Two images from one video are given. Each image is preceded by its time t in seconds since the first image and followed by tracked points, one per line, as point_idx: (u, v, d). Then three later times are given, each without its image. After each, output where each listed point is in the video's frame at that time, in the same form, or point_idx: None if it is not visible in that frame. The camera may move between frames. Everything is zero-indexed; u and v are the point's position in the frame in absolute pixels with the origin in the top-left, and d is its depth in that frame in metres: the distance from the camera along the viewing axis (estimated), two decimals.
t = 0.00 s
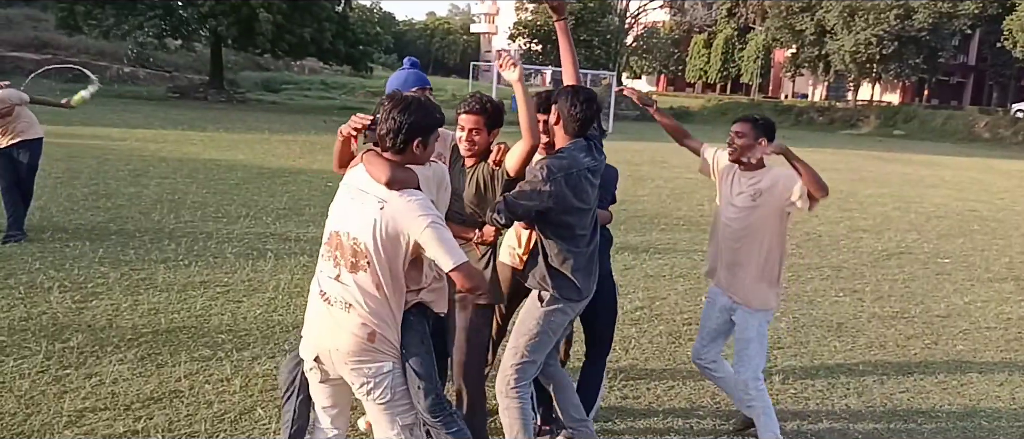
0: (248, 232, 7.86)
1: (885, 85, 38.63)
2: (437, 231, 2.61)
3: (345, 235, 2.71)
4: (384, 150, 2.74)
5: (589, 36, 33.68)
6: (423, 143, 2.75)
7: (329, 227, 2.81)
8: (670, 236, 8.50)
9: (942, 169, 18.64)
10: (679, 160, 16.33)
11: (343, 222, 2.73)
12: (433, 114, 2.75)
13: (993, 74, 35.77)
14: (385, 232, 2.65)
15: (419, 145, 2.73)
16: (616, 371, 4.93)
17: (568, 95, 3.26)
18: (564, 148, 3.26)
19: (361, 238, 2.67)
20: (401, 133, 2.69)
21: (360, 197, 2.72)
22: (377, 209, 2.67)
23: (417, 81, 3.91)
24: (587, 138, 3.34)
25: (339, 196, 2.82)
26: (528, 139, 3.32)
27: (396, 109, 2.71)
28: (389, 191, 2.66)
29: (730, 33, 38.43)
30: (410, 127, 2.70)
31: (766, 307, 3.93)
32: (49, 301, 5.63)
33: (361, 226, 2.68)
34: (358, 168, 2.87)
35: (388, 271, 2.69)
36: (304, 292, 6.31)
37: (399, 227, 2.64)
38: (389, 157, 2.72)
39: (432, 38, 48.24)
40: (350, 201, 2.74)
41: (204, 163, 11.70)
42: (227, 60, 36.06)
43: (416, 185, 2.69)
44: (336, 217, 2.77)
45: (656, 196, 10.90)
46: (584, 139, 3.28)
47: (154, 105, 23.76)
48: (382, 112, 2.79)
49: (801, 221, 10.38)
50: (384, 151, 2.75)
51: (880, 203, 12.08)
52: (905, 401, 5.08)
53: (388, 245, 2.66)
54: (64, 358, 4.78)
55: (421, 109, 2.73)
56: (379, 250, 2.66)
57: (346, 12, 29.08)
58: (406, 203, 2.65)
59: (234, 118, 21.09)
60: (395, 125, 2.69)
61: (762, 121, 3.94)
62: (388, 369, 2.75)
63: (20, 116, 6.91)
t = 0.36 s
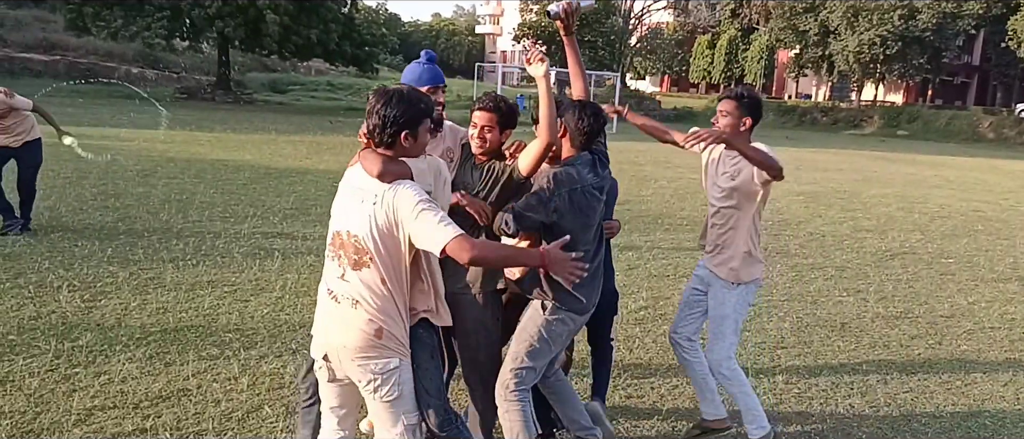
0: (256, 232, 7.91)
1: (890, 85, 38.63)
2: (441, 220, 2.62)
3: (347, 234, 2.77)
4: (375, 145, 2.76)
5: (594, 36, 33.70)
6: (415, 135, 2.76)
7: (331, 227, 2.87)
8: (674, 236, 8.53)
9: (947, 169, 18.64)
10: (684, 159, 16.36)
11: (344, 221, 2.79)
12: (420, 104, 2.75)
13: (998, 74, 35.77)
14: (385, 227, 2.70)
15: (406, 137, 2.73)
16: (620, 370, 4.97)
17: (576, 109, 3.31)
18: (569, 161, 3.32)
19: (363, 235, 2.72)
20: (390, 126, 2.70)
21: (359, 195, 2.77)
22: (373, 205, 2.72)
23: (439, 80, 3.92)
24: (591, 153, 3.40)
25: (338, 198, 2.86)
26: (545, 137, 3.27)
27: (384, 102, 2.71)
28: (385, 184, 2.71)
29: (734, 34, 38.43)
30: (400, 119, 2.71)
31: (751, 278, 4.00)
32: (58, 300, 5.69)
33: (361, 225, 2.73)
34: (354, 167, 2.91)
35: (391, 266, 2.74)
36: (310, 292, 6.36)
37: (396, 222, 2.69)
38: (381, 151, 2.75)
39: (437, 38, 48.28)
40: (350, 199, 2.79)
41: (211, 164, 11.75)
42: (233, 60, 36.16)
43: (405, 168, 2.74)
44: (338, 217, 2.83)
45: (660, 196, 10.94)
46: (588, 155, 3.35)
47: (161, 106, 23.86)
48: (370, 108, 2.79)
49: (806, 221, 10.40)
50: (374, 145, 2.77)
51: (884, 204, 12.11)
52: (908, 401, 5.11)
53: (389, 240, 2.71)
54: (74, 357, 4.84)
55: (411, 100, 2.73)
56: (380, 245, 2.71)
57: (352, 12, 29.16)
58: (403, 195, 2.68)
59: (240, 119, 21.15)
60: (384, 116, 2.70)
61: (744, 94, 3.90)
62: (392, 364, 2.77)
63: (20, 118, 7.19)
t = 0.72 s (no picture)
0: (261, 232, 7.90)
1: (898, 86, 38.53)
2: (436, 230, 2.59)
3: (346, 241, 2.75)
4: (378, 150, 2.77)
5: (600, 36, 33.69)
6: (417, 139, 2.76)
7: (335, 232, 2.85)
8: (681, 237, 8.51)
9: (954, 170, 18.57)
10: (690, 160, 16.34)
11: (345, 226, 2.76)
12: (424, 109, 2.78)
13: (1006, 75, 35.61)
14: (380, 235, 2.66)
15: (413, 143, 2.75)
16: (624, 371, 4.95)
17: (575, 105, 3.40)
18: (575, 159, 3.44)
19: (361, 241, 2.70)
20: (391, 131, 2.72)
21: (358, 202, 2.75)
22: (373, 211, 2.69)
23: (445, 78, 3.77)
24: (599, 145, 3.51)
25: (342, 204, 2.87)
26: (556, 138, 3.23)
27: (386, 107, 2.73)
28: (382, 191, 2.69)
29: (741, 34, 38.36)
30: (400, 124, 2.72)
31: (736, 297, 3.88)
32: (65, 299, 5.69)
33: (360, 232, 2.71)
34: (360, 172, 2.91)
35: (389, 274, 2.69)
36: (315, 292, 6.35)
37: (396, 228, 2.65)
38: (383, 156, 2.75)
39: (444, 38, 48.31)
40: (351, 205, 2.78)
41: (217, 163, 11.76)
42: (240, 60, 36.24)
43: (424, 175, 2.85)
44: (338, 222, 2.81)
45: (667, 197, 10.91)
46: (596, 149, 3.47)
47: (168, 105, 23.91)
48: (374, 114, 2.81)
49: (812, 222, 10.36)
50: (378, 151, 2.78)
51: (892, 204, 12.05)
52: (917, 403, 5.08)
53: (385, 248, 2.67)
54: (80, 356, 4.84)
55: (413, 106, 2.75)
56: (377, 255, 2.67)
57: (358, 12, 29.19)
58: (400, 201, 2.65)
59: (247, 118, 21.18)
60: (386, 121, 2.72)
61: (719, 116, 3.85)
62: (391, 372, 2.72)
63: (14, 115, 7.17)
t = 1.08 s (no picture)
0: (266, 232, 7.90)
1: (904, 86, 38.43)
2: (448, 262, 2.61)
3: (358, 260, 2.71)
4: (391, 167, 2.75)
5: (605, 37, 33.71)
6: (431, 154, 2.77)
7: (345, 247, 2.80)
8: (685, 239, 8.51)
9: (959, 171, 18.52)
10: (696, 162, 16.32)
11: (358, 243, 2.72)
12: (438, 123, 2.76)
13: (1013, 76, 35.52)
14: (396, 256, 2.63)
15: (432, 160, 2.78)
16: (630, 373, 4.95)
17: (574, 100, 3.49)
18: (575, 157, 3.57)
19: (373, 263, 2.66)
20: (406, 148, 2.70)
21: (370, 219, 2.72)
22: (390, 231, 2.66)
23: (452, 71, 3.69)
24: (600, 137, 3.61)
25: (349, 218, 2.83)
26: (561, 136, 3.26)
27: (401, 124, 2.71)
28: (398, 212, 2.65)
29: (746, 35, 38.31)
30: (414, 141, 2.70)
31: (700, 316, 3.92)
32: (71, 299, 5.71)
33: (374, 251, 2.67)
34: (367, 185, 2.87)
35: (404, 294, 2.67)
36: (321, 292, 6.36)
37: (411, 250, 2.62)
38: (397, 173, 2.74)
39: (449, 38, 48.34)
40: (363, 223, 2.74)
41: (223, 164, 11.78)
42: (246, 61, 36.30)
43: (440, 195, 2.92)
44: (349, 239, 2.77)
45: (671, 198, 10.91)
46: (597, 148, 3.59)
47: (174, 106, 23.96)
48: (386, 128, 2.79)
49: (818, 224, 10.34)
50: (392, 166, 2.76)
51: (898, 206, 12.02)
52: (922, 405, 5.07)
53: (401, 269, 2.64)
54: (86, 356, 4.85)
55: (428, 122, 2.73)
56: (392, 276, 2.64)
57: (363, 14, 29.23)
58: (419, 221, 2.63)
59: (253, 119, 21.21)
60: (400, 138, 2.70)
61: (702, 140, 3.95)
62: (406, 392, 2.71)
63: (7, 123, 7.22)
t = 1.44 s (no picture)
0: (270, 232, 7.92)
1: (908, 86, 38.37)
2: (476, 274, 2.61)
3: (380, 262, 2.62)
4: (412, 168, 2.65)
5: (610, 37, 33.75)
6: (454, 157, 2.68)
7: (362, 248, 2.69)
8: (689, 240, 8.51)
9: (964, 171, 18.49)
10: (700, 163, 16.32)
11: (383, 247, 2.62)
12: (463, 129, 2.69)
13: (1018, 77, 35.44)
14: (425, 261, 2.57)
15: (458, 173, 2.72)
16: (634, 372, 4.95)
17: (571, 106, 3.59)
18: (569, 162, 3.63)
19: (399, 267, 2.58)
20: (431, 152, 2.60)
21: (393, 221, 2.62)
22: (420, 238, 2.58)
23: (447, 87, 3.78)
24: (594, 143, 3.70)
25: (362, 217, 2.72)
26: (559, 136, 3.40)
27: (422, 124, 2.58)
28: (427, 217, 2.58)
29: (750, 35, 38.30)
30: (440, 146, 2.60)
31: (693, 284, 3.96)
32: (76, 299, 5.72)
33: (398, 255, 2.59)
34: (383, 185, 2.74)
35: (430, 300, 2.60)
36: (325, 292, 6.37)
37: (445, 259, 2.58)
38: (420, 176, 2.63)
39: (453, 39, 48.37)
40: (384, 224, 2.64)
41: (228, 164, 11.79)
42: (250, 61, 36.36)
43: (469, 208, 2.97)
44: (366, 239, 2.67)
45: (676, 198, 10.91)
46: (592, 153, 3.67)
47: (179, 105, 24.02)
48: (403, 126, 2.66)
49: (822, 224, 10.32)
50: (412, 168, 2.66)
51: (902, 206, 12.00)
52: (927, 406, 5.06)
53: (431, 276, 2.57)
54: (91, 355, 4.86)
55: (453, 122, 2.63)
56: (420, 283, 2.57)
57: (368, 14, 29.26)
58: (451, 229, 2.57)
59: (257, 119, 21.24)
60: (425, 142, 2.59)
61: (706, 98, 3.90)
62: (425, 401, 2.65)
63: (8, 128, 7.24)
